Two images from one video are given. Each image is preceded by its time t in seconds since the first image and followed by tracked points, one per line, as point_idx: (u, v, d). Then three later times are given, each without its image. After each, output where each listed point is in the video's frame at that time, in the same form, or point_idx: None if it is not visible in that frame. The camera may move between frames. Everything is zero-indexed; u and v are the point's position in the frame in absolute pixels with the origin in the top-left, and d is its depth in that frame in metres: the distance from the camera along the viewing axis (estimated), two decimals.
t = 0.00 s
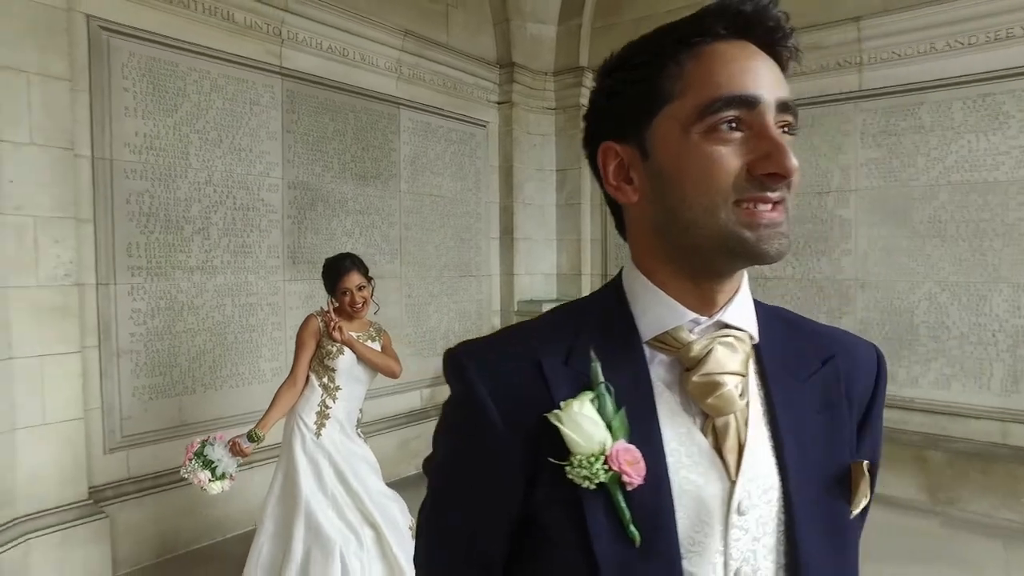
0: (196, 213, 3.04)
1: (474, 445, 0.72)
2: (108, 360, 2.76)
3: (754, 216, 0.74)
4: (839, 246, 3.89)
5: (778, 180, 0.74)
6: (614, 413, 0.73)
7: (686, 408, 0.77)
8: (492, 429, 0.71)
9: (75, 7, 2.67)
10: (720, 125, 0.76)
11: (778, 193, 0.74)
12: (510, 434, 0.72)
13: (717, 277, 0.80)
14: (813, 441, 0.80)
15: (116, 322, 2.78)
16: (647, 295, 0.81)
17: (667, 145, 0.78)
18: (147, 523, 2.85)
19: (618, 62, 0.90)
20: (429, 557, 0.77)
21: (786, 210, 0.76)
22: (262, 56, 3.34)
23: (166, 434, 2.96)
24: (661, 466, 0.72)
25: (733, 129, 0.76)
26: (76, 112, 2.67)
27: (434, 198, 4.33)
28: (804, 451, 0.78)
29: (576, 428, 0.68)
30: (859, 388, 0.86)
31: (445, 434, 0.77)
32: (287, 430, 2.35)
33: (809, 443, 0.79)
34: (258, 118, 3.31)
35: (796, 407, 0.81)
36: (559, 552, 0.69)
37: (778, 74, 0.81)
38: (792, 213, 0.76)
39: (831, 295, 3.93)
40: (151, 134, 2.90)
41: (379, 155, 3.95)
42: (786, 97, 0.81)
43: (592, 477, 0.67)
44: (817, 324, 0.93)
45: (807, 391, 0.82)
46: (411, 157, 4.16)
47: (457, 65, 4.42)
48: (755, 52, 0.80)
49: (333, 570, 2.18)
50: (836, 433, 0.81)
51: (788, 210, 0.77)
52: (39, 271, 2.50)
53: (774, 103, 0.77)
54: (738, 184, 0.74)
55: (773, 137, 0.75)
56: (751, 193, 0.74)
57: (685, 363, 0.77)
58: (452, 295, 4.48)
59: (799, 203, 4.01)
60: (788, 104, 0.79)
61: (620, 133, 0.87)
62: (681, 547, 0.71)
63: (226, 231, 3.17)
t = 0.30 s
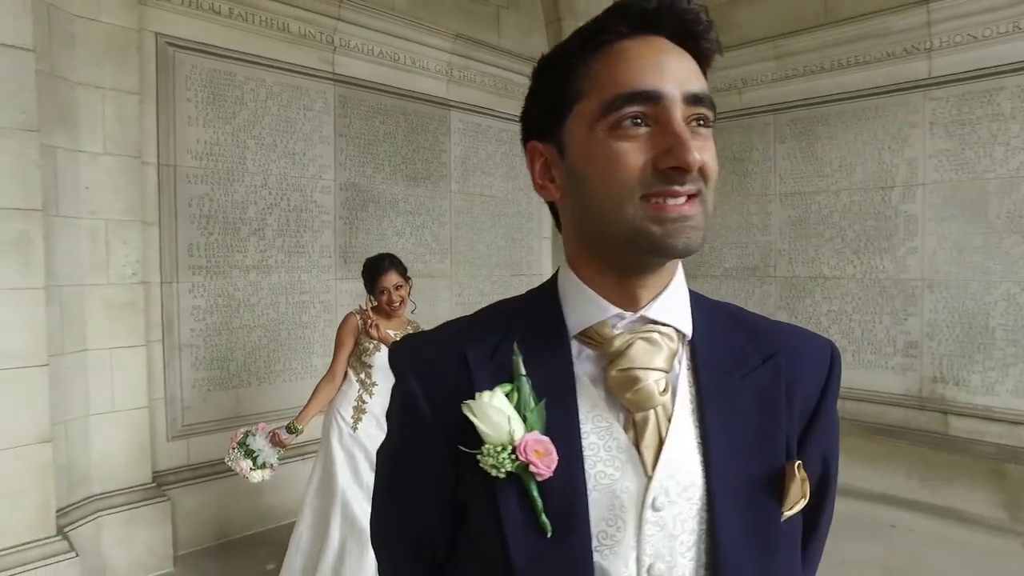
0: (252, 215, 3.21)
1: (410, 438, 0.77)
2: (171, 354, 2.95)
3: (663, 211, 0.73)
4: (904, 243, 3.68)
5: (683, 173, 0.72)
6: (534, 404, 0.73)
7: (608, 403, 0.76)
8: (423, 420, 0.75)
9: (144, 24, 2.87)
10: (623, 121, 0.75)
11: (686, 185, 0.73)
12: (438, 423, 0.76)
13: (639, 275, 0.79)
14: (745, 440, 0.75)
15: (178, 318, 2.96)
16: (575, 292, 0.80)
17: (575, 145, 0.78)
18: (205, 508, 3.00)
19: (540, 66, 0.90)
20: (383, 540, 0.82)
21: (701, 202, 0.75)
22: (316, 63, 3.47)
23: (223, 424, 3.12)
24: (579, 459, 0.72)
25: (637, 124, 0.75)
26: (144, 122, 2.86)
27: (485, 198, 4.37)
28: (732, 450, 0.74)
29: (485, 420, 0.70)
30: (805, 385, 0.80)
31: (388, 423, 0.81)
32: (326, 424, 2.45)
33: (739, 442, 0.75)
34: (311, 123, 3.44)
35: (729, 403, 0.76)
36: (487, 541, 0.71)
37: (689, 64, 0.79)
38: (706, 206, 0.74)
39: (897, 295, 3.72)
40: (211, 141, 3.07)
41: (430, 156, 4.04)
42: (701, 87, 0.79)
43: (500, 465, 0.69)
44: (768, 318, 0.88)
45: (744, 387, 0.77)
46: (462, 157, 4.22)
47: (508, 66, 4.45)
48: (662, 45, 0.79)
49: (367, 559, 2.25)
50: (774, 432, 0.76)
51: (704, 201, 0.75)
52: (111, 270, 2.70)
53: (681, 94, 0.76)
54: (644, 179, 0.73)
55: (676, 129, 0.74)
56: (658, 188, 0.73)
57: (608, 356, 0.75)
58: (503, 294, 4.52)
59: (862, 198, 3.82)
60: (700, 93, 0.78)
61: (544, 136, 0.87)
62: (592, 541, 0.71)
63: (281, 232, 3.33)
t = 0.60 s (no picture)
0: (292, 217, 3.29)
1: (336, 446, 0.80)
2: (214, 352, 3.06)
3: (573, 210, 0.70)
4: (966, 242, 3.45)
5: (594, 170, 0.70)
6: (447, 419, 0.74)
7: (529, 417, 0.76)
8: (344, 423, 0.79)
9: (190, 35, 2.95)
10: (534, 119, 0.74)
11: (597, 183, 0.70)
12: (359, 428, 0.79)
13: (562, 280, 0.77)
14: (677, 458, 0.72)
15: (220, 317, 3.07)
16: (501, 304, 0.80)
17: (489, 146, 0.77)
18: (244, 503, 3.09)
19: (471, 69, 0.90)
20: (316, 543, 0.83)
21: (618, 200, 0.72)
22: (356, 67, 3.51)
23: (262, 421, 3.22)
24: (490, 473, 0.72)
25: (549, 120, 0.73)
26: (189, 129, 2.96)
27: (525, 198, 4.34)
28: (660, 467, 0.71)
29: (391, 434, 0.70)
30: (753, 401, 0.76)
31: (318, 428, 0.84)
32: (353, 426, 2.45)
33: (668, 460, 0.72)
34: (350, 126, 3.49)
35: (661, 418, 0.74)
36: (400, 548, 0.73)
37: (610, 56, 0.77)
38: (622, 204, 0.71)
39: (960, 297, 3.49)
40: (253, 146, 3.15)
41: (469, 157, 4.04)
42: (623, 80, 0.76)
43: (403, 479, 0.70)
44: (729, 330, 0.83)
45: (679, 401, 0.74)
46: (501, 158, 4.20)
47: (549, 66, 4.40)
48: (579, 40, 0.77)
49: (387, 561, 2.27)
50: (710, 450, 0.72)
51: (623, 199, 0.73)
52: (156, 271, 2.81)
53: (596, 88, 0.74)
54: (553, 177, 0.71)
55: (587, 125, 0.72)
56: (567, 187, 0.70)
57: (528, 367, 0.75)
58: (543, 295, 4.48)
59: (922, 195, 3.59)
60: (621, 86, 0.75)
61: (473, 139, 0.87)
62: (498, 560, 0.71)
63: (320, 234, 3.39)
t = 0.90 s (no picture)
0: (306, 216, 3.32)
1: (248, 433, 0.92)
2: (228, 349, 3.13)
3: (458, 196, 0.75)
4: (999, 239, 3.30)
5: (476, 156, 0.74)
6: (343, 411, 0.80)
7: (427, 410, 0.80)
8: (251, 414, 0.90)
9: (205, 38, 2.99)
10: (425, 109, 0.78)
11: (480, 168, 0.74)
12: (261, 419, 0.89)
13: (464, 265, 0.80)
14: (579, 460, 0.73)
15: (234, 314, 3.13)
16: (408, 299, 0.85)
17: (386, 137, 0.82)
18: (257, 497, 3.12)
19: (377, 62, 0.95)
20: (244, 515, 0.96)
21: (505, 182, 0.75)
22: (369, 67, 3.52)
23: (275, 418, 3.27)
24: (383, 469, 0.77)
25: (437, 110, 0.78)
26: (204, 130, 3.00)
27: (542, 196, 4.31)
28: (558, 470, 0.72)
29: (285, 427, 0.78)
30: (666, 398, 0.74)
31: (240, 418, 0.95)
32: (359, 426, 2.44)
33: (570, 462, 0.72)
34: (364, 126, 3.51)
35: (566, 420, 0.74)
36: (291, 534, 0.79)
37: (501, 42, 0.80)
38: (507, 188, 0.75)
39: (993, 296, 3.34)
40: (267, 146, 3.18)
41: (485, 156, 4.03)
42: (515, 66, 0.80)
43: (290, 469, 0.77)
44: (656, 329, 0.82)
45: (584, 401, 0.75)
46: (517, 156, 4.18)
47: (567, 62, 4.34)
48: (472, 27, 0.80)
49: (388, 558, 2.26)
50: (611, 451, 0.72)
51: (511, 181, 0.76)
52: (171, 268, 2.87)
53: (483, 77, 0.78)
54: (438, 166, 0.75)
55: (471, 114, 0.76)
56: (452, 173, 0.75)
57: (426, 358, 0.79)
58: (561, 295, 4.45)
59: (951, 190, 3.46)
60: (511, 74, 0.79)
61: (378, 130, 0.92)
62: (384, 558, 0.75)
63: (334, 233, 3.42)
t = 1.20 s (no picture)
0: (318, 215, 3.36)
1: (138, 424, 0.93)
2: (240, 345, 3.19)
3: (303, 191, 0.70)
4: None
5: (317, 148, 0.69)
6: (211, 404, 0.81)
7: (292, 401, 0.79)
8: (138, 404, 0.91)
9: (218, 41, 3.03)
10: (274, 102, 0.74)
11: (323, 160, 0.69)
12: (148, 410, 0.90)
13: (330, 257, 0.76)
14: (436, 463, 0.68)
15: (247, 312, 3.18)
16: (284, 291, 0.82)
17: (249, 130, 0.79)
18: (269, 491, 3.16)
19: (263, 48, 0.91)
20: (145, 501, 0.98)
21: (353, 174, 0.69)
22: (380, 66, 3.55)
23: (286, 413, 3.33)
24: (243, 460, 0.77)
25: (285, 101, 0.73)
26: (218, 132, 3.05)
27: (557, 194, 4.29)
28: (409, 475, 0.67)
29: (150, 416, 0.82)
30: (529, 398, 0.67)
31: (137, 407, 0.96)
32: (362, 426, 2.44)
33: (422, 465, 0.68)
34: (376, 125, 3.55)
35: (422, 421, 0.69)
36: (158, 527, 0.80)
37: (353, 23, 0.74)
38: (351, 181, 0.69)
39: None
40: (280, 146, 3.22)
41: (498, 154, 4.03)
42: (368, 47, 0.73)
43: (147, 456, 0.81)
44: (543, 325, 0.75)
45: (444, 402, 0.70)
46: (532, 154, 4.17)
47: (583, 59, 4.31)
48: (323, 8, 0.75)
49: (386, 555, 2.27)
50: (468, 454, 0.67)
51: (361, 172, 0.70)
52: (184, 267, 2.95)
53: (329, 62, 0.72)
54: (284, 160, 0.71)
55: (312, 103, 0.70)
56: (297, 167, 0.70)
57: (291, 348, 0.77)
58: (577, 294, 4.42)
59: (980, 185, 3.31)
60: (361, 55, 0.72)
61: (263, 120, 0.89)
62: (237, 551, 0.73)
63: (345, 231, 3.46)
